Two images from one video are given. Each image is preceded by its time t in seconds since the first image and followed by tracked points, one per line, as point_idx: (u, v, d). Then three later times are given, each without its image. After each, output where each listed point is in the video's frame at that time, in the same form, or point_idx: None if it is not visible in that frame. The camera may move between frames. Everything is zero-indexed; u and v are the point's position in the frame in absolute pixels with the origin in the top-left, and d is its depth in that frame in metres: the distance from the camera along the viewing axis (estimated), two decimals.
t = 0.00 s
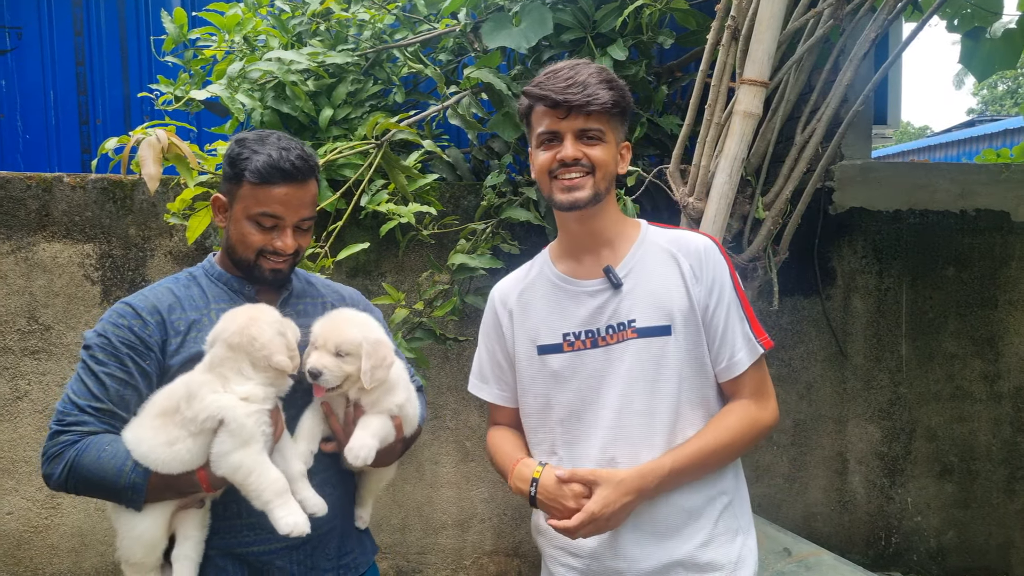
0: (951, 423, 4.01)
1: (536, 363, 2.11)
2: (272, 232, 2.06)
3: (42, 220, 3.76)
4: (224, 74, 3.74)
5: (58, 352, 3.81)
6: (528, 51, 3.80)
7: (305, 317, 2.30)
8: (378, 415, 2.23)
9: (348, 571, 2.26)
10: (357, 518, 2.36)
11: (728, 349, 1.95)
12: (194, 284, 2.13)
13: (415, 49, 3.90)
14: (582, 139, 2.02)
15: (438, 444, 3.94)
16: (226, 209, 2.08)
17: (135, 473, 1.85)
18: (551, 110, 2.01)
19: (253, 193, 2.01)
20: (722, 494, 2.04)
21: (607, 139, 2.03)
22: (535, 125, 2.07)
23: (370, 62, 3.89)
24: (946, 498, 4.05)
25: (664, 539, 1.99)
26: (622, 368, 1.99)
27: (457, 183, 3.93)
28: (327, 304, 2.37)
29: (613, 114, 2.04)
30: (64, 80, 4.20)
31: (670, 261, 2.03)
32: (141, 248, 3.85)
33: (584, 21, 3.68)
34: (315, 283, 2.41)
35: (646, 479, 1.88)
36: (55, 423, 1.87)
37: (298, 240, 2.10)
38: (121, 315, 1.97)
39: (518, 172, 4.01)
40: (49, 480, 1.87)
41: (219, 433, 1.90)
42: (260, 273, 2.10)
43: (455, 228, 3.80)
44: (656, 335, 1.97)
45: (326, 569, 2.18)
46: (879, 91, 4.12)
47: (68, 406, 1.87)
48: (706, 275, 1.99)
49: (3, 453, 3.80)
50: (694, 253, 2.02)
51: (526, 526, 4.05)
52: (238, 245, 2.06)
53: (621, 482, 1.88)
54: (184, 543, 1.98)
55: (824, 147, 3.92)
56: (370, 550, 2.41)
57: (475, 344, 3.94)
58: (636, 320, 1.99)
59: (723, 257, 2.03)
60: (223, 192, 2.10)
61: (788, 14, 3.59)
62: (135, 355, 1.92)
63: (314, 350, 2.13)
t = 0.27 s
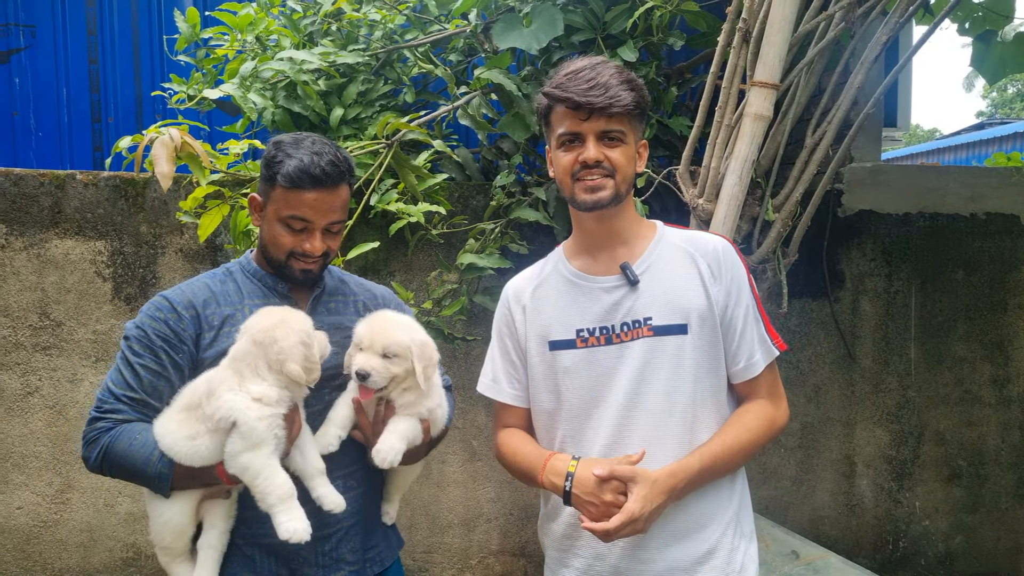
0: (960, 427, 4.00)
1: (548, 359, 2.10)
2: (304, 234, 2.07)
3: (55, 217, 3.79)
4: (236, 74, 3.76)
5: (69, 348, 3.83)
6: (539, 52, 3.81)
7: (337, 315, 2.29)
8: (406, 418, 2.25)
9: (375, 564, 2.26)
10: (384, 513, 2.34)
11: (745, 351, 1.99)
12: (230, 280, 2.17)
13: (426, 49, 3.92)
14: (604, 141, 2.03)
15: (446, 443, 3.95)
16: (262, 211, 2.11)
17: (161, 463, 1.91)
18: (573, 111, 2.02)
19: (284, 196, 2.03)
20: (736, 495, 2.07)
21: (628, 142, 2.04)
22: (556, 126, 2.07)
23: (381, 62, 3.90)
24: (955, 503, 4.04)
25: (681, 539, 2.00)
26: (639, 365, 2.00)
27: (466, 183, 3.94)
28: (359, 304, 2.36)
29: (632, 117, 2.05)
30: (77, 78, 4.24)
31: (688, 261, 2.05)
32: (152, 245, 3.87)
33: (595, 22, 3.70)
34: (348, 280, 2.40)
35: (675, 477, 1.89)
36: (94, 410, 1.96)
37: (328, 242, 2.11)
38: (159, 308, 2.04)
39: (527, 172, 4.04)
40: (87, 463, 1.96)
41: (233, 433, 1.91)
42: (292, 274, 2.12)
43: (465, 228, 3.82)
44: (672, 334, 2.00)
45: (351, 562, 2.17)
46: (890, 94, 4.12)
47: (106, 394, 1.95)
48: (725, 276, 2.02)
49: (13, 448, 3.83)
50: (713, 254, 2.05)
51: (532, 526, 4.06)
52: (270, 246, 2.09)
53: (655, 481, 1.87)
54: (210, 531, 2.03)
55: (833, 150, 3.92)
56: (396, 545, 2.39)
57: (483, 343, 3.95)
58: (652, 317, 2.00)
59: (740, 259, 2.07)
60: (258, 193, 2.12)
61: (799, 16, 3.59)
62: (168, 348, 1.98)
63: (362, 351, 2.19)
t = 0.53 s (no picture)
0: (970, 429, 3.99)
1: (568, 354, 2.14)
2: (338, 235, 2.10)
3: (67, 218, 3.81)
4: (248, 76, 3.79)
5: (81, 349, 3.85)
6: (549, 54, 3.83)
7: (370, 315, 2.31)
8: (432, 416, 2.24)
9: (404, 561, 2.25)
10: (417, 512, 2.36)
11: (763, 355, 1.96)
12: (268, 280, 2.22)
13: (436, 51, 3.94)
14: (630, 140, 2.04)
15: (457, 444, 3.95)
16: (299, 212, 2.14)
17: (196, 450, 1.96)
18: (601, 110, 2.03)
19: (319, 198, 2.06)
20: (751, 507, 2.02)
21: (654, 142, 2.06)
22: (583, 126, 2.09)
23: (392, 64, 3.92)
24: (966, 505, 4.03)
25: (684, 545, 1.97)
26: (652, 364, 2.00)
27: (476, 184, 3.96)
28: (393, 303, 2.37)
29: (660, 116, 2.06)
30: (90, 80, 4.27)
31: (706, 262, 2.04)
32: (164, 246, 3.89)
33: (605, 25, 3.72)
34: (385, 281, 2.41)
35: (671, 479, 1.88)
36: (141, 402, 2.07)
37: (361, 243, 2.13)
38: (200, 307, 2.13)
39: (536, 173, 4.07)
40: (133, 452, 2.05)
41: (256, 411, 1.95)
42: (326, 274, 2.15)
43: (475, 230, 3.83)
44: (686, 334, 1.99)
45: (379, 558, 2.17)
46: (899, 97, 4.14)
47: (152, 387, 2.06)
48: (744, 279, 1.99)
49: (24, 448, 3.84)
50: (733, 256, 2.02)
51: (542, 528, 4.06)
52: (306, 247, 2.12)
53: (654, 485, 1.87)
54: (241, 523, 2.08)
55: (843, 152, 3.93)
56: (428, 545, 2.38)
57: (494, 344, 3.96)
58: (666, 317, 2.00)
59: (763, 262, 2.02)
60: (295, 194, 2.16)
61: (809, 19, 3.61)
62: (206, 344, 2.06)
63: (401, 360, 2.17)
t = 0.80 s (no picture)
0: (968, 431, 4.02)
1: (566, 356, 2.16)
2: (356, 231, 2.11)
3: (68, 217, 3.80)
4: (250, 76, 3.78)
5: (81, 348, 3.84)
6: (552, 56, 3.84)
7: (389, 316, 2.31)
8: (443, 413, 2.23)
9: (417, 562, 2.25)
10: (438, 515, 2.36)
11: (756, 359, 1.91)
12: (291, 280, 2.25)
13: (438, 52, 3.94)
14: (634, 141, 2.05)
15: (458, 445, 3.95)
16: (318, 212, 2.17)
17: (217, 445, 1.99)
18: (606, 110, 2.04)
19: (335, 195, 2.07)
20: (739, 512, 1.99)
21: (659, 143, 2.06)
22: (589, 126, 2.10)
23: (395, 65, 3.93)
24: (964, 506, 4.06)
25: (672, 547, 1.97)
26: (643, 367, 2.00)
27: (479, 186, 3.97)
28: (413, 305, 2.35)
29: (664, 117, 2.07)
30: (90, 79, 4.25)
31: (700, 266, 2.02)
32: (166, 246, 3.89)
33: (608, 27, 3.72)
34: (408, 282, 2.39)
35: (671, 476, 1.84)
36: (168, 398, 2.13)
37: (379, 238, 2.13)
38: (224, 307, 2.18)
39: (539, 175, 4.07)
40: (162, 447, 2.12)
41: (270, 412, 1.96)
42: (348, 271, 2.15)
43: (477, 230, 3.83)
44: (676, 336, 1.98)
45: (390, 557, 2.17)
46: (899, 101, 4.16)
47: (178, 384, 2.12)
48: (735, 283, 1.96)
49: (24, 448, 3.83)
50: (726, 260, 1.99)
51: (542, 528, 4.08)
52: (325, 245, 2.14)
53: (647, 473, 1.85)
54: (263, 517, 2.11)
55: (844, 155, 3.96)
56: (445, 548, 2.37)
57: (495, 345, 3.97)
58: (657, 319, 2.00)
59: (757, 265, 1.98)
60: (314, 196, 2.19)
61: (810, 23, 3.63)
62: (230, 342, 2.11)
63: (426, 365, 2.13)
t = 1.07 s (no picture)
0: (967, 433, 4.03)
1: (562, 356, 2.16)
2: (357, 231, 2.11)
3: (67, 217, 3.79)
4: (250, 76, 3.78)
5: (80, 348, 3.83)
6: (552, 58, 3.84)
7: (392, 317, 2.30)
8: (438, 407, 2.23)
9: (421, 563, 2.23)
10: (443, 517, 2.34)
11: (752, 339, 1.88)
12: (294, 283, 2.24)
13: (439, 53, 3.94)
14: (633, 145, 2.05)
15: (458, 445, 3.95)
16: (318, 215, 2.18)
17: (222, 447, 2.00)
18: (605, 115, 2.06)
19: (335, 198, 2.08)
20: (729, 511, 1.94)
21: (657, 148, 2.07)
22: (587, 131, 2.11)
23: (395, 65, 3.94)
24: (962, 508, 4.06)
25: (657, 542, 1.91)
26: (639, 364, 1.99)
27: (478, 187, 3.97)
28: (417, 306, 2.35)
29: (661, 123, 2.09)
30: (90, 79, 4.25)
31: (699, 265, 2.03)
32: (165, 246, 3.88)
33: (608, 29, 3.73)
34: (411, 283, 2.39)
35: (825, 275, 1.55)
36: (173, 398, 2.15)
37: (380, 238, 2.14)
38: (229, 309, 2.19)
39: (539, 176, 4.05)
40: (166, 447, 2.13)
41: (279, 411, 1.97)
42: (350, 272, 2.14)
43: (477, 231, 3.83)
44: (672, 334, 1.97)
45: (395, 557, 2.16)
46: (898, 104, 4.18)
47: (183, 385, 2.14)
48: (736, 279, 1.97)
49: (22, 448, 3.82)
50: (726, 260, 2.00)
51: (541, 529, 4.08)
52: (328, 247, 2.14)
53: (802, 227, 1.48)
54: (267, 518, 2.12)
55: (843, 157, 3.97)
56: (451, 549, 2.34)
57: (495, 346, 3.97)
58: (653, 318, 2.00)
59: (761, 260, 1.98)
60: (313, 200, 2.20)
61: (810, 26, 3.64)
62: (233, 344, 2.12)
63: (441, 369, 2.15)
